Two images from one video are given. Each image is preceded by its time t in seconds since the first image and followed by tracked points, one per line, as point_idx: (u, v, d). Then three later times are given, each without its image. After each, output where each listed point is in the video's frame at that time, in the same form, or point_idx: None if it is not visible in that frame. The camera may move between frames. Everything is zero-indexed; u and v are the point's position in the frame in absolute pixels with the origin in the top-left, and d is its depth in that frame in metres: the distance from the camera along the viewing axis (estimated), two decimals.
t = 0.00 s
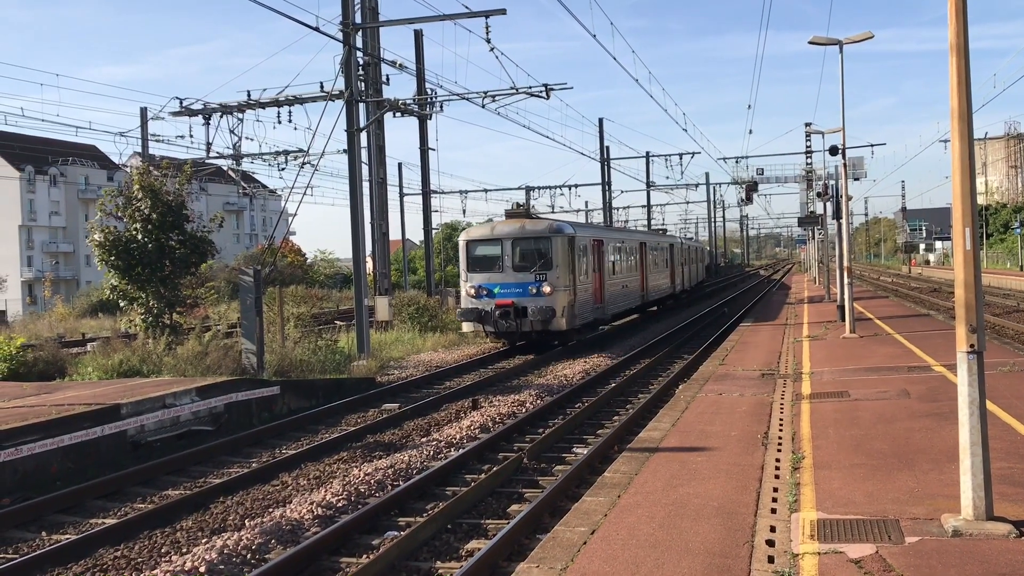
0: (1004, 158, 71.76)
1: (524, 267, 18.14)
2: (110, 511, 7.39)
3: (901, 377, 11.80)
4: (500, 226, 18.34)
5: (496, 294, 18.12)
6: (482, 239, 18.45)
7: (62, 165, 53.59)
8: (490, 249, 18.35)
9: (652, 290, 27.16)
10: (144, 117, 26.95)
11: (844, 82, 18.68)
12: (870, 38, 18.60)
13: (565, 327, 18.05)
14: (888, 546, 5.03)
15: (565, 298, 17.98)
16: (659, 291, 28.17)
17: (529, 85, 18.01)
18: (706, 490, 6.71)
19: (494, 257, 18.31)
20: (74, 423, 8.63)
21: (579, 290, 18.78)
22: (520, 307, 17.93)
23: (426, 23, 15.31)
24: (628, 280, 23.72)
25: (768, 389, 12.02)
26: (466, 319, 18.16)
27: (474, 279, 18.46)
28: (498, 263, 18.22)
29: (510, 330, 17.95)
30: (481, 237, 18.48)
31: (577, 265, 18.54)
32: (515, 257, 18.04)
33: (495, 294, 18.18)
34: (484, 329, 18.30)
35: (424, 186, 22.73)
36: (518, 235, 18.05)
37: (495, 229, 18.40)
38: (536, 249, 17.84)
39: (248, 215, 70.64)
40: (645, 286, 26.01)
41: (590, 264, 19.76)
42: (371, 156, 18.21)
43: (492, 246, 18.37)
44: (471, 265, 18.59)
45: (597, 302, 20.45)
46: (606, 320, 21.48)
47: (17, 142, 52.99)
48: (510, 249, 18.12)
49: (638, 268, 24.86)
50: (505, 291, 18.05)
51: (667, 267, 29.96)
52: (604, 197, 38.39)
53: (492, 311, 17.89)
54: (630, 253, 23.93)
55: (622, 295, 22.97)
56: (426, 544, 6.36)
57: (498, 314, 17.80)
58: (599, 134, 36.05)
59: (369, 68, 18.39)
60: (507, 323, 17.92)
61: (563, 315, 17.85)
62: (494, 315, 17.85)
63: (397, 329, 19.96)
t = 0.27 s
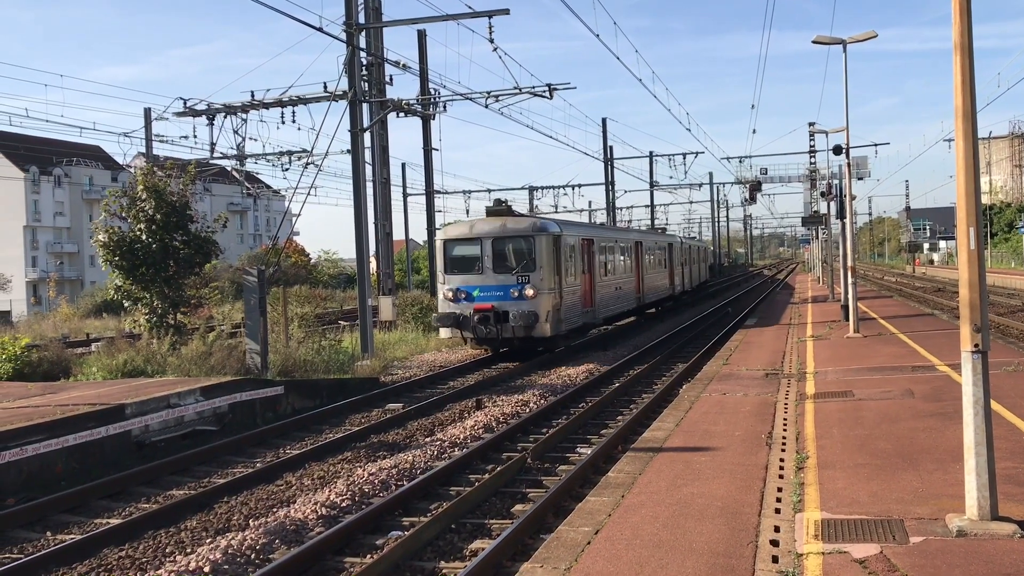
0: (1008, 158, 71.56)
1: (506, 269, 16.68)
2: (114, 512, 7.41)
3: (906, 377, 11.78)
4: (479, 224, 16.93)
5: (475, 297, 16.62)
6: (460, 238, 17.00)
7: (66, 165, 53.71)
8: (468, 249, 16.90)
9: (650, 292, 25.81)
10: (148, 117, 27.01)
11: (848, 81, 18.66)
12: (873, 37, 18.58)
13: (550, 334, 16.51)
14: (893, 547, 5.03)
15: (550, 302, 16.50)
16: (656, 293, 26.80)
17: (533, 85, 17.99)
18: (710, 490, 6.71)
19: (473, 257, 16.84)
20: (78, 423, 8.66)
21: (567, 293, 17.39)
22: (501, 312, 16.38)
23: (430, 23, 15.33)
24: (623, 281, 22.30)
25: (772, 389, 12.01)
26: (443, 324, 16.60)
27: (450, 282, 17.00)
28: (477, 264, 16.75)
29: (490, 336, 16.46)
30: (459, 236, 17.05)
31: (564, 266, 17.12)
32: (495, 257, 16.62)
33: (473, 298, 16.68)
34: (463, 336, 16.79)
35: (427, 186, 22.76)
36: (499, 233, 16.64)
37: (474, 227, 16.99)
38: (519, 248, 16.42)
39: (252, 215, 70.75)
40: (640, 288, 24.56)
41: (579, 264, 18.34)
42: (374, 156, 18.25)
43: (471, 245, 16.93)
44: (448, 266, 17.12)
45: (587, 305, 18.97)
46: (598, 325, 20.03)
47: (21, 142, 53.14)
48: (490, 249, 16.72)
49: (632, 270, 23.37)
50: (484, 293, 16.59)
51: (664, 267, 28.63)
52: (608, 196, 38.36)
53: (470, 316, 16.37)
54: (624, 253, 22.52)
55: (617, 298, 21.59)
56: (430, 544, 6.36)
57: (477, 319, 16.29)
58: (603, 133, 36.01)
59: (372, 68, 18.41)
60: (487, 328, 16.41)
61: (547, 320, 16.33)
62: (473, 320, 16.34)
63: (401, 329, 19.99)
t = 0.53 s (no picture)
0: (1011, 158, 71.42)
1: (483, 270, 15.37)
2: (120, 511, 7.44)
3: (909, 377, 11.77)
4: (454, 222, 15.68)
5: (449, 302, 15.35)
6: (433, 237, 15.76)
7: (69, 166, 53.82)
8: (442, 250, 15.66)
9: (646, 295, 24.61)
10: (152, 118, 27.05)
11: (851, 81, 18.63)
12: (876, 37, 18.56)
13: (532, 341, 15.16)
14: (896, 546, 5.02)
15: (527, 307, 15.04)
16: (653, 295, 25.67)
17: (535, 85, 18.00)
18: (713, 490, 6.70)
19: (447, 258, 15.57)
20: (82, 423, 8.68)
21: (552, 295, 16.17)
22: (477, 317, 15.11)
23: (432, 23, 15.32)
24: (617, 285, 21.09)
25: (775, 389, 12.00)
26: (414, 330, 15.36)
27: (423, 285, 15.74)
28: (451, 265, 15.47)
29: (467, 344, 15.18)
30: (432, 236, 15.81)
31: (547, 267, 15.78)
32: (471, 258, 15.35)
33: (447, 302, 15.43)
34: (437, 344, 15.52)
35: (430, 186, 22.75)
36: (475, 232, 15.38)
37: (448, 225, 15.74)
38: (496, 248, 15.14)
39: (255, 216, 70.84)
40: (635, 291, 23.35)
41: (565, 265, 17.05)
42: (377, 157, 18.27)
43: (446, 244, 15.68)
44: (420, 267, 15.86)
45: (575, 310, 17.71)
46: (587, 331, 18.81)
47: (25, 143, 53.25)
48: (465, 249, 15.46)
49: (627, 274, 22.20)
50: (460, 298, 15.32)
51: (662, 269, 27.49)
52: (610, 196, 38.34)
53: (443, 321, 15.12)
54: (618, 254, 21.37)
55: (611, 302, 20.40)
56: (433, 544, 6.37)
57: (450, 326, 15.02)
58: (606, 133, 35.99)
59: (375, 68, 18.42)
60: (462, 336, 15.13)
61: (528, 326, 14.98)
62: (446, 326, 15.07)
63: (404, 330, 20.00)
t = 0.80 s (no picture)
0: (1012, 157, 71.38)
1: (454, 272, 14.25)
2: (120, 511, 7.44)
3: (910, 377, 11.76)
4: (422, 219, 14.57)
5: (417, 306, 14.22)
6: (399, 235, 14.67)
7: (70, 166, 53.86)
8: (409, 249, 14.55)
9: (638, 297, 23.58)
10: (153, 118, 27.06)
11: (852, 80, 18.63)
12: (877, 36, 18.55)
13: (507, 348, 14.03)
14: (897, 546, 5.02)
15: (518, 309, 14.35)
16: (646, 297, 24.64)
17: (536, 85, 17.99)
18: (714, 490, 6.70)
19: (414, 258, 14.47)
20: (83, 423, 8.69)
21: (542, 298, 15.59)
22: (447, 323, 14.01)
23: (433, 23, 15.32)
24: (605, 287, 20.02)
25: (776, 388, 11.99)
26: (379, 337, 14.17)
27: (389, 287, 14.61)
28: (419, 266, 14.38)
29: (435, 352, 14.05)
30: (399, 234, 14.70)
31: (525, 269, 14.64)
32: (440, 257, 14.23)
33: (414, 307, 14.29)
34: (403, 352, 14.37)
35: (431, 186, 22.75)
36: (445, 230, 14.28)
37: (415, 222, 14.61)
38: (468, 248, 14.05)
39: (256, 216, 70.88)
40: (626, 293, 22.29)
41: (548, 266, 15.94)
42: (378, 156, 18.27)
43: (413, 243, 14.58)
44: (384, 268, 14.75)
45: (558, 314, 16.62)
46: (573, 336, 17.74)
47: (26, 143, 53.29)
48: (434, 248, 14.36)
49: (617, 276, 21.14)
50: (428, 301, 14.20)
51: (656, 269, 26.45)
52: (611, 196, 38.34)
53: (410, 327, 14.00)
54: (608, 255, 20.33)
55: (599, 305, 19.30)
56: (434, 543, 6.37)
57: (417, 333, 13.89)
58: (607, 132, 35.99)
59: (375, 67, 18.43)
60: (431, 343, 14.01)
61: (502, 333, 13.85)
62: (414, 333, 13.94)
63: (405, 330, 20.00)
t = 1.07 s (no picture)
0: (1012, 156, 71.42)
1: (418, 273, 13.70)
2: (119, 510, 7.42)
3: (909, 376, 11.76)
4: (384, 216, 14.06)
5: (379, 311, 13.70)
6: (359, 232, 14.16)
7: (70, 165, 53.86)
8: (371, 247, 14.03)
9: (630, 299, 22.68)
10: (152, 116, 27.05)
11: (852, 79, 18.63)
12: (877, 35, 18.56)
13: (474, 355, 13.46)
14: (896, 545, 5.02)
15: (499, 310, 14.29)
16: (639, 299, 23.74)
17: (536, 84, 17.99)
18: (713, 489, 6.70)
19: (377, 258, 13.97)
20: (81, 422, 8.69)
21: (525, 297, 15.55)
22: (410, 329, 13.51)
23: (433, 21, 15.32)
24: (591, 288, 19.27)
25: (775, 387, 11.98)
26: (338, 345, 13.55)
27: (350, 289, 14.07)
28: (381, 266, 13.87)
29: (397, 360, 13.54)
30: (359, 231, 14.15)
31: (496, 269, 14.04)
32: (402, 257, 13.71)
33: (374, 312, 13.76)
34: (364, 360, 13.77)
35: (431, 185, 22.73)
36: (407, 227, 13.75)
37: (377, 219, 14.08)
38: (432, 247, 13.52)
39: (256, 214, 70.88)
40: (616, 295, 21.44)
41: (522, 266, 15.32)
42: (378, 155, 18.28)
43: (376, 242, 14.08)
44: (346, 269, 14.26)
45: (535, 317, 15.92)
46: (554, 340, 16.98)
47: (25, 142, 53.25)
48: (395, 246, 13.81)
49: (604, 277, 20.32)
50: (389, 306, 13.71)
51: (650, 269, 25.51)
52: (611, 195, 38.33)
53: (368, 334, 13.49)
54: (594, 255, 19.56)
55: (583, 307, 18.52)
56: (434, 542, 6.37)
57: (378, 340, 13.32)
58: (606, 131, 35.99)
59: (375, 66, 18.44)
60: (393, 351, 13.42)
61: (468, 338, 13.31)
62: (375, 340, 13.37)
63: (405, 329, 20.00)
